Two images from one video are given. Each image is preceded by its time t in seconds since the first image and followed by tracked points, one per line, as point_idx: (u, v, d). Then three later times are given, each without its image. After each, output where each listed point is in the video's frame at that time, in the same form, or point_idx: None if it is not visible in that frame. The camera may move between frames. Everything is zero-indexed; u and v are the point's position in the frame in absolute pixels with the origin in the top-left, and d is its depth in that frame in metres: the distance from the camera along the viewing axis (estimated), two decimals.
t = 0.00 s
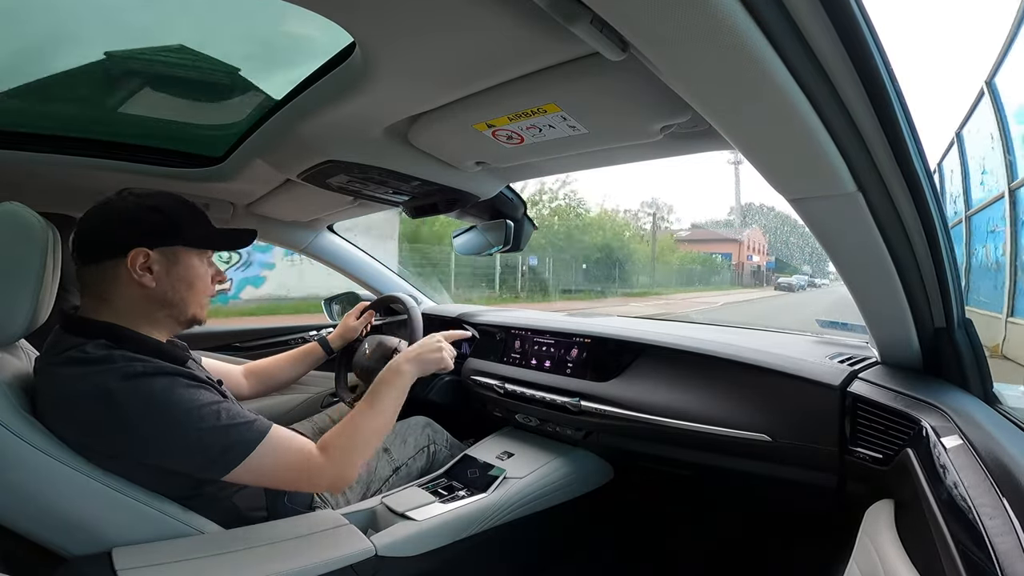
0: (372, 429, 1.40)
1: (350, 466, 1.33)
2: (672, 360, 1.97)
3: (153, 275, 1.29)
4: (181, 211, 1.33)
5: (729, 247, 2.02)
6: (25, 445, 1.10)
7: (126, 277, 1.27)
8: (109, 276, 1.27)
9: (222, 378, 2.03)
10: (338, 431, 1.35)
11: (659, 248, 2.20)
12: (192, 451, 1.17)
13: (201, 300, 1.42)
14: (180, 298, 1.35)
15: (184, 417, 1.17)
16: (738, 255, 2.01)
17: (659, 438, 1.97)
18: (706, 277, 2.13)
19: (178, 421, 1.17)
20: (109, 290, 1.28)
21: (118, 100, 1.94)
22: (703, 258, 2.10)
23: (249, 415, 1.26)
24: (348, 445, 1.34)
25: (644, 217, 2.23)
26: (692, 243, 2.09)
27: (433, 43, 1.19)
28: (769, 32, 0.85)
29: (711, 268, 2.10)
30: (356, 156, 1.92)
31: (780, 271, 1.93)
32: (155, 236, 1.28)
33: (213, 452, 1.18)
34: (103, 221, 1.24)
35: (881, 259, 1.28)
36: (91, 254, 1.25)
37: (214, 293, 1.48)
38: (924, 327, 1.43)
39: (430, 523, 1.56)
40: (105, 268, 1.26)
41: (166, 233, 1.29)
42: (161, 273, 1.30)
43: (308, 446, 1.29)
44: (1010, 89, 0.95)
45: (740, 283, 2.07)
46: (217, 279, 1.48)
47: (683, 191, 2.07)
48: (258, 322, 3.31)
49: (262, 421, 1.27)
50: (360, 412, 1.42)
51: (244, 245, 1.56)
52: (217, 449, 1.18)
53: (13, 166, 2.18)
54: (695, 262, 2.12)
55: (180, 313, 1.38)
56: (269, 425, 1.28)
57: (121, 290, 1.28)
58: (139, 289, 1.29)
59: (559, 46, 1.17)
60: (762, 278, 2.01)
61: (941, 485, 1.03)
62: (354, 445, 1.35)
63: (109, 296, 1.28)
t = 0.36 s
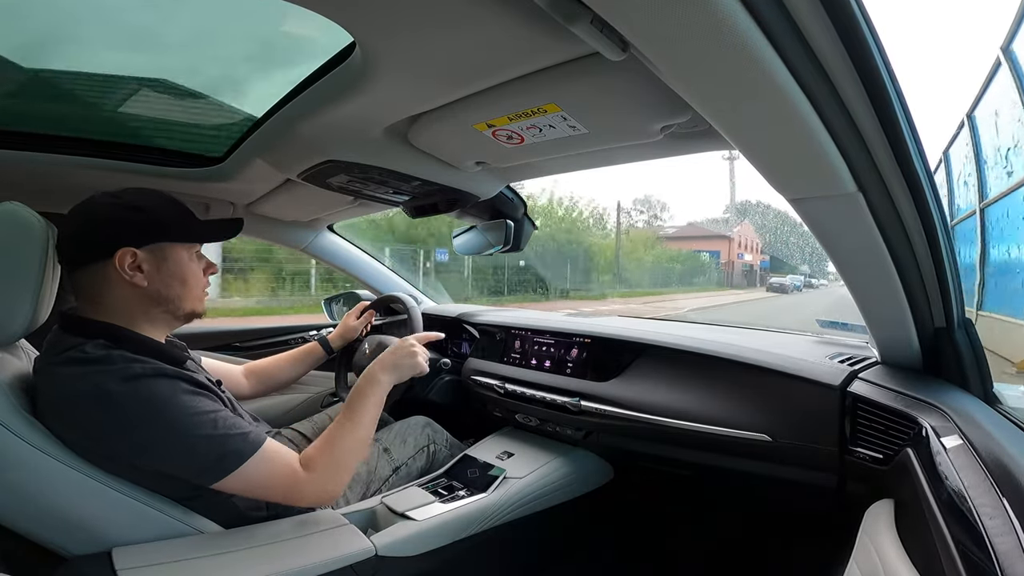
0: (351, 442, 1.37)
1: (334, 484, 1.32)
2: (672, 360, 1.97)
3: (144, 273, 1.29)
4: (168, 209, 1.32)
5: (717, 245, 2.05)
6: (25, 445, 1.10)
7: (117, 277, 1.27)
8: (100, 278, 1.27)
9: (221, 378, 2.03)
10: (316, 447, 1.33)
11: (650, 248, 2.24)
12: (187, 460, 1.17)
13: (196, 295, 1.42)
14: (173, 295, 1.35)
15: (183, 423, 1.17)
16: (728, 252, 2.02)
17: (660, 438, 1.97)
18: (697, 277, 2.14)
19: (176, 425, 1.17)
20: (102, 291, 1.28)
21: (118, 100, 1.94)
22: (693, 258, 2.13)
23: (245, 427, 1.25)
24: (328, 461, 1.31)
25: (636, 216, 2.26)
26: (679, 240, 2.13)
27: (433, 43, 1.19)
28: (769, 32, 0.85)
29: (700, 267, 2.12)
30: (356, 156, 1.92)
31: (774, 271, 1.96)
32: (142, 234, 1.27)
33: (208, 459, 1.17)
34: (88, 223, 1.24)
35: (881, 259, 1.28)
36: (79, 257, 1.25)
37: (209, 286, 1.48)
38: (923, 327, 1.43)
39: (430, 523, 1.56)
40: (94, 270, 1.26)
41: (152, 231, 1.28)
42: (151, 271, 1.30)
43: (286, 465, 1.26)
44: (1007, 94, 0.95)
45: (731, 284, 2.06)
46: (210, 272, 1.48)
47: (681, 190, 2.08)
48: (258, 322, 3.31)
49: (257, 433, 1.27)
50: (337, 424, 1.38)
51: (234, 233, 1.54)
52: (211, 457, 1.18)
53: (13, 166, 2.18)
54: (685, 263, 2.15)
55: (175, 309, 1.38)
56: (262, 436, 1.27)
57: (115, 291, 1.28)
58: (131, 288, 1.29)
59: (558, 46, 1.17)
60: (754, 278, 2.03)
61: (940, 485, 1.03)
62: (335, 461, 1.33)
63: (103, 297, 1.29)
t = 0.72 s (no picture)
0: (330, 449, 1.36)
1: (324, 492, 1.33)
2: (672, 360, 1.97)
3: (141, 273, 1.29)
4: (163, 208, 1.33)
5: (703, 241, 2.12)
6: (25, 445, 1.10)
7: (115, 277, 1.27)
8: (98, 279, 1.26)
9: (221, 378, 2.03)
10: (294, 458, 1.30)
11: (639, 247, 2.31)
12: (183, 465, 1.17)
13: (196, 291, 1.42)
14: (172, 293, 1.36)
15: (183, 427, 1.17)
16: (715, 249, 2.08)
17: (660, 438, 1.97)
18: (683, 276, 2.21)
19: (175, 429, 1.17)
20: (101, 292, 1.28)
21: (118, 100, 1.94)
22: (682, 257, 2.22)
23: (243, 435, 1.25)
24: (314, 471, 1.31)
25: (628, 214, 2.34)
26: (659, 236, 2.24)
27: (433, 43, 1.19)
28: (769, 32, 0.85)
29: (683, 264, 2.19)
30: (356, 156, 1.92)
31: (767, 269, 2.04)
32: (139, 233, 1.27)
33: (203, 464, 1.17)
34: (81, 223, 1.23)
35: (881, 259, 1.28)
36: (78, 257, 1.24)
37: (208, 284, 1.48)
38: (923, 327, 1.43)
39: (430, 523, 1.56)
40: (93, 271, 1.26)
41: (148, 230, 1.29)
42: (149, 270, 1.31)
43: (271, 481, 1.24)
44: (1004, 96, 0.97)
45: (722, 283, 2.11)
46: (208, 269, 1.47)
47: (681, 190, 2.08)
48: (258, 322, 3.31)
49: (256, 440, 1.27)
50: (309, 433, 1.35)
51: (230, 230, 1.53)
52: (208, 463, 1.17)
53: (13, 166, 2.18)
54: (668, 259, 2.23)
55: (175, 307, 1.38)
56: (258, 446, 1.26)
57: (112, 291, 1.28)
58: (130, 288, 1.29)
59: (558, 46, 1.17)
60: (744, 279, 2.08)
61: (940, 485, 1.03)
62: (320, 470, 1.32)
63: (102, 299, 1.28)
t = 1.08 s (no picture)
0: (322, 429, 1.32)
1: (333, 469, 1.32)
2: (672, 360, 1.97)
3: (152, 278, 1.29)
4: (180, 213, 1.33)
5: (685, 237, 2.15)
6: (25, 445, 1.10)
7: (126, 280, 1.27)
8: (108, 278, 1.27)
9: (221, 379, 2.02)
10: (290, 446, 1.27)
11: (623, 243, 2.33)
12: (184, 457, 1.17)
13: (202, 302, 1.41)
14: (180, 302, 1.35)
15: (179, 421, 1.17)
16: (698, 244, 2.09)
17: (660, 438, 1.96)
18: (667, 271, 2.24)
19: (171, 424, 1.17)
20: (108, 292, 1.28)
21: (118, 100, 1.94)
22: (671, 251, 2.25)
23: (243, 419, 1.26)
24: (314, 454, 1.28)
25: (618, 210, 2.35)
26: (643, 232, 2.25)
27: (433, 43, 1.19)
28: (769, 32, 0.85)
29: (663, 261, 2.24)
30: (356, 156, 1.92)
31: (757, 267, 2.06)
32: (153, 239, 1.27)
33: (205, 454, 1.17)
34: (100, 225, 1.24)
35: (881, 259, 1.28)
36: (86, 255, 1.26)
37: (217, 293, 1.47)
38: (923, 327, 1.43)
39: (430, 523, 1.56)
40: (104, 271, 1.26)
41: (164, 237, 1.29)
42: (160, 276, 1.30)
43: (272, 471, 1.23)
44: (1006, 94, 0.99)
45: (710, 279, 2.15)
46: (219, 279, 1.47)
47: (681, 190, 2.08)
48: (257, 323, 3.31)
49: (255, 425, 1.27)
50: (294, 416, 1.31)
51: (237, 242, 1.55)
52: (208, 454, 1.17)
53: (13, 167, 2.18)
54: (651, 256, 2.28)
55: (179, 315, 1.37)
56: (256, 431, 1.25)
57: (121, 293, 1.28)
58: (139, 292, 1.29)
59: (558, 46, 1.17)
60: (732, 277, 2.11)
61: (940, 485, 1.03)
62: (319, 450, 1.30)
63: (107, 299, 1.28)
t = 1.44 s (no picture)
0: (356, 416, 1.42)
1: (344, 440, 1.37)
2: (672, 360, 1.97)
3: (141, 273, 1.29)
4: (161, 207, 1.32)
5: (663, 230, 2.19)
6: (26, 445, 1.10)
7: (114, 278, 1.26)
8: (96, 277, 1.26)
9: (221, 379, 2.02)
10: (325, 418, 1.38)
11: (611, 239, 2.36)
12: (199, 443, 1.19)
13: (195, 294, 1.42)
14: (171, 295, 1.35)
15: (190, 408, 1.18)
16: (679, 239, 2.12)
17: (660, 438, 1.97)
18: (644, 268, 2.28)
19: (183, 411, 1.18)
20: (98, 291, 1.27)
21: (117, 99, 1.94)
22: (652, 227, 2.27)
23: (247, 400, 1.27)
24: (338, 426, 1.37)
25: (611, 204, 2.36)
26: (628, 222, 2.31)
27: (433, 43, 1.19)
28: (768, 32, 0.85)
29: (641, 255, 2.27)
30: (356, 156, 1.92)
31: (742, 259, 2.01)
32: (138, 232, 1.27)
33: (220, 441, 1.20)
34: (78, 225, 1.23)
35: (881, 259, 1.28)
36: (70, 257, 1.25)
37: (206, 286, 1.47)
38: (923, 327, 1.43)
39: (430, 523, 1.56)
40: (89, 271, 1.25)
41: (148, 230, 1.29)
42: (149, 271, 1.30)
43: (288, 440, 1.28)
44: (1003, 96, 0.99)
45: (689, 258, 2.14)
46: (208, 271, 1.47)
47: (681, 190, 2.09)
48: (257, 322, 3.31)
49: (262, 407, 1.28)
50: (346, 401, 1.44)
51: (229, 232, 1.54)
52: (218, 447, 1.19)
53: (14, 166, 2.18)
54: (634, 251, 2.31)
55: (174, 308, 1.37)
56: (270, 409, 1.29)
57: (111, 291, 1.27)
58: (129, 288, 1.29)
59: (557, 46, 1.17)
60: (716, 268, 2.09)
61: (940, 484, 1.04)
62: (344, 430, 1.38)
63: (99, 298, 1.27)
